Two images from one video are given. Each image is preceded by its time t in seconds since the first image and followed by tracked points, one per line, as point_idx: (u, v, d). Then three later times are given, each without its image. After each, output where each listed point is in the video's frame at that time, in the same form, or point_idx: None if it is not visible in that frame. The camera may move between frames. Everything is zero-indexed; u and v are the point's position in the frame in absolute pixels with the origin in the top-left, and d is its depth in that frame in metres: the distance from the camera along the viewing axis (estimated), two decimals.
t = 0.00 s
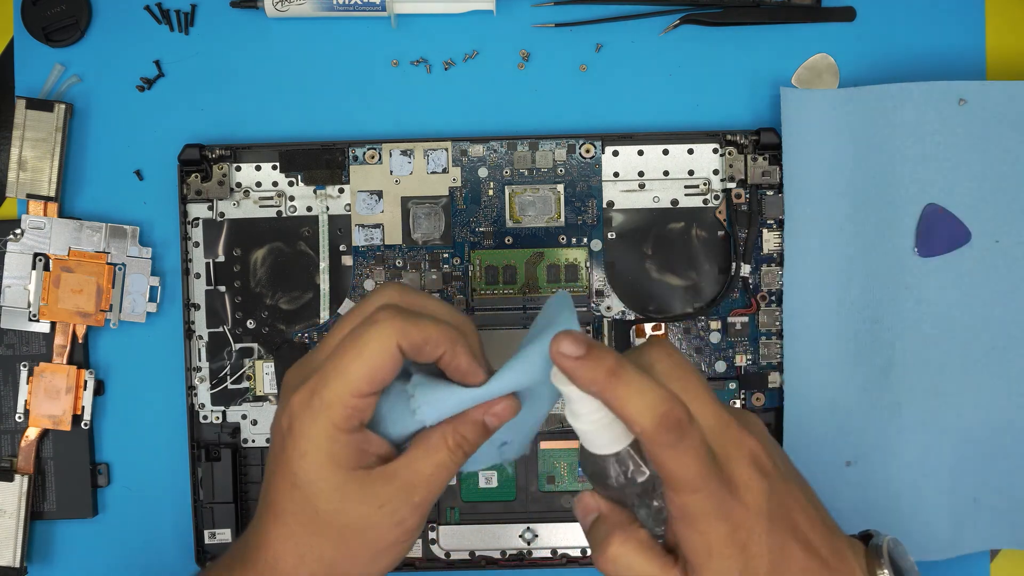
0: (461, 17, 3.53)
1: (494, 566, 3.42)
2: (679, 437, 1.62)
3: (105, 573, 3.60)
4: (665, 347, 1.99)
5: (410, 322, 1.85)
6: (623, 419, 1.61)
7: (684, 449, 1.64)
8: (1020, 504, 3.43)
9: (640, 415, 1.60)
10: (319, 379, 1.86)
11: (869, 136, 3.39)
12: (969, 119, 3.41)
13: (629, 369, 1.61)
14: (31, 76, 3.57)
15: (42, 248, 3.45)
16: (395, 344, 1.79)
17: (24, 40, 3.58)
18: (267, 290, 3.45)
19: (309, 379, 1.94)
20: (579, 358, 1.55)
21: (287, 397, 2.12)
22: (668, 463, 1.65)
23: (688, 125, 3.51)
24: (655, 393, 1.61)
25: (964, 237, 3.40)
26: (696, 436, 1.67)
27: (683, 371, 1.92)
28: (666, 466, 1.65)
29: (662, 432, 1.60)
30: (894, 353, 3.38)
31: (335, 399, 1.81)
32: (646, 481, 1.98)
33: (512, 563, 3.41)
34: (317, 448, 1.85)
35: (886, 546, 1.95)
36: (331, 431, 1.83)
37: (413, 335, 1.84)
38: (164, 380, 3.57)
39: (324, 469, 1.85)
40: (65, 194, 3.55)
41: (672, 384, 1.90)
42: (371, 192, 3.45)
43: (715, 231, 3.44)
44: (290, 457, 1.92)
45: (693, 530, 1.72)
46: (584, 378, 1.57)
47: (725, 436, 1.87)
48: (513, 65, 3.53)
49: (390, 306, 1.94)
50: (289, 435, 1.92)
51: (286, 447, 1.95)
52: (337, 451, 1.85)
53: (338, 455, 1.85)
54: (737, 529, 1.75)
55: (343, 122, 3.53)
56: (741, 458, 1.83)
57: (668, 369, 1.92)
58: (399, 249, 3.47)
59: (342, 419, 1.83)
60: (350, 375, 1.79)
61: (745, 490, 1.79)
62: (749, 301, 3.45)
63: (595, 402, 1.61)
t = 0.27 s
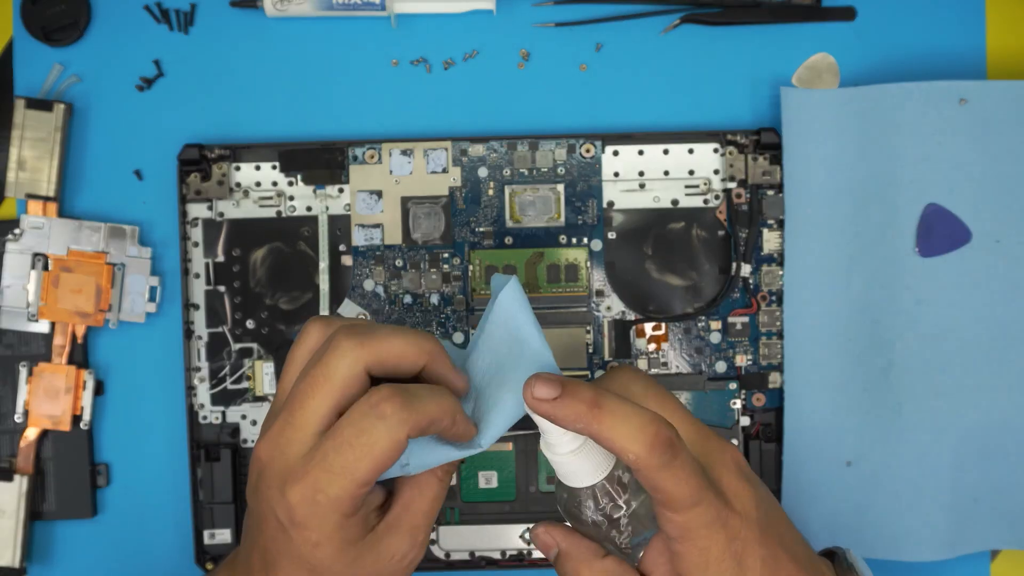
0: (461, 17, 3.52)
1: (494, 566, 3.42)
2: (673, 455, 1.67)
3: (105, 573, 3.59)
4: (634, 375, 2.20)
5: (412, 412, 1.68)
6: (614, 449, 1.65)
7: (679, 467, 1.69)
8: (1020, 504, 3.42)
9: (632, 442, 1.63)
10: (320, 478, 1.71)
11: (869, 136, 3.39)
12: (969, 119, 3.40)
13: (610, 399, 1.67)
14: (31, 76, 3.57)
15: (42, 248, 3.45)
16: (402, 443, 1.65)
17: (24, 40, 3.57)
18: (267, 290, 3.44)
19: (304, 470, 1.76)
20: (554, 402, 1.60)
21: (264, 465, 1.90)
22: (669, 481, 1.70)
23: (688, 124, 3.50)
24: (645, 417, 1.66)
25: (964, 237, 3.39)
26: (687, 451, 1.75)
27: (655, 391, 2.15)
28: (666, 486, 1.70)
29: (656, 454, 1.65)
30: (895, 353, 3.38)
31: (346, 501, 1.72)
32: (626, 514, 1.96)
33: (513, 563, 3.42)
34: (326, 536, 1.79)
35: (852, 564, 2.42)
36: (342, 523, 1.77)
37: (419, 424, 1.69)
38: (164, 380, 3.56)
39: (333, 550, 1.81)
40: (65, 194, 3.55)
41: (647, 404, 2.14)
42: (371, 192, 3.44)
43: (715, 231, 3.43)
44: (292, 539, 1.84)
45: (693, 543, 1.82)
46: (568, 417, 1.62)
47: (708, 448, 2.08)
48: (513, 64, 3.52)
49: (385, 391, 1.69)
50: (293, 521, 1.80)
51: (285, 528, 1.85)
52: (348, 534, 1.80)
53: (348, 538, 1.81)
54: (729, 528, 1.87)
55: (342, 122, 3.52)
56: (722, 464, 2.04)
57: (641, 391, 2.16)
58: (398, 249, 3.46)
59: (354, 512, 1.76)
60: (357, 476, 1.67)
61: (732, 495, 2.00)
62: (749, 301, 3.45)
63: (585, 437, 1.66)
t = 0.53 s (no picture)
0: (461, 17, 3.53)
1: (494, 566, 3.42)
2: (671, 438, 1.89)
3: (105, 573, 3.60)
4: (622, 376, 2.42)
5: (382, 412, 1.92)
6: (616, 435, 1.86)
7: (678, 452, 1.89)
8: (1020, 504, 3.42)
9: (630, 428, 1.85)
10: (309, 481, 1.97)
11: (868, 136, 3.39)
12: (969, 119, 3.40)
13: (607, 389, 1.91)
14: (31, 76, 3.57)
15: (42, 248, 3.45)
16: (375, 441, 1.89)
17: (24, 40, 3.58)
18: (267, 290, 3.44)
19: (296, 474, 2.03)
20: (551, 394, 1.83)
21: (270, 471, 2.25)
22: (671, 466, 1.89)
23: (688, 124, 3.50)
24: (641, 405, 1.88)
25: (964, 237, 3.39)
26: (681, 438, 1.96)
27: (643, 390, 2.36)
28: (668, 472, 1.88)
29: (656, 438, 1.85)
30: (895, 353, 3.37)
31: (331, 505, 1.96)
32: (615, 514, 2.19)
33: (513, 563, 3.42)
34: (317, 541, 2.03)
35: (836, 562, 2.73)
36: (331, 528, 2.02)
37: (389, 423, 1.93)
38: (164, 380, 3.56)
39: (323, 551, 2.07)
40: (65, 194, 3.55)
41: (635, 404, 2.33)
42: (371, 192, 3.44)
43: (715, 231, 3.43)
44: (286, 540, 2.11)
45: (692, 533, 1.96)
46: (569, 406, 1.85)
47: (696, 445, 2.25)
48: (513, 64, 3.52)
49: (352, 393, 1.96)
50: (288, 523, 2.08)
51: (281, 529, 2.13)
52: (336, 540, 2.05)
53: (337, 543, 2.06)
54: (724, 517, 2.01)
55: (342, 122, 3.52)
56: (712, 461, 2.21)
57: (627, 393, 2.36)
58: (398, 249, 3.46)
59: (341, 517, 2.00)
60: (340, 478, 1.92)
61: (727, 489, 2.13)
62: (749, 301, 3.44)
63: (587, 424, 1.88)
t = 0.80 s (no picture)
0: (462, 17, 3.52)
1: (494, 566, 3.42)
2: (618, 481, 1.82)
3: (105, 573, 3.59)
4: (622, 384, 2.22)
5: (363, 331, 2.26)
6: (561, 465, 1.84)
7: (623, 491, 1.84)
8: (1020, 505, 3.42)
9: (577, 462, 1.81)
10: (287, 405, 2.21)
11: (868, 136, 3.39)
12: (968, 119, 3.40)
13: (562, 417, 1.85)
14: (30, 76, 3.56)
15: (42, 248, 3.45)
16: (351, 352, 2.20)
17: (24, 40, 3.57)
18: (267, 290, 3.44)
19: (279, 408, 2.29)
20: (510, 416, 1.83)
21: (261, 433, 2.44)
22: (615, 504, 1.85)
23: (688, 124, 3.50)
24: (592, 441, 1.81)
25: (964, 237, 3.39)
26: (636, 478, 1.87)
27: (637, 406, 2.14)
28: (612, 507, 1.86)
29: (598, 479, 1.80)
30: (894, 354, 3.37)
31: (303, 418, 2.16)
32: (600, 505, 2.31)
33: (513, 563, 3.41)
34: (281, 471, 2.11)
35: None
36: (296, 452, 2.13)
37: (368, 343, 2.24)
38: (164, 380, 3.56)
39: (284, 495, 2.09)
40: (65, 194, 3.55)
41: (625, 420, 2.12)
42: (371, 192, 3.44)
43: (715, 231, 3.44)
44: (255, 485, 2.18)
45: (639, 563, 1.96)
46: (520, 427, 1.84)
47: (673, 477, 2.06)
48: (513, 64, 3.52)
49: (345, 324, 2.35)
50: (261, 461, 2.19)
51: (253, 478, 2.22)
52: (298, 474, 2.11)
53: (298, 480, 2.10)
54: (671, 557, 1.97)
55: (342, 122, 3.52)
56: (687, 498, 2.04)
57: (622, 405, 2.15)
58: (398, 249, 3.46)
59: (306, 439, 2.14)
60: (312, 391, 2.17)
61: (690, 530, 2.02)
62: (749, 301, 3.44)
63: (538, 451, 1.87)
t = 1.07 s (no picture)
0: (462, 17, 3.52)
1: (494, 567, 3.42)
2: (628, 481, 1.82)
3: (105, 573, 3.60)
4: (621, 386, 2.18)
5: (374, 345, 2.27)
6: (570, 464, 1.84)
7: (630, 492, 1.85)
8: (1020, 504, 3.42)
9: (584, 460, 1.82)
10: (292, 411, 2.20)
11: (868, 136, 3.39)
12: (968, 119, 3.40)
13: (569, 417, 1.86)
14: (31, 76, 3.57)
15: (42, 248, 3.45)
16: (361, 364, 2.19)
17: (24, 40, 3.58)
18: (267, 290, 3.44)
19: (284, 414, 2.28)
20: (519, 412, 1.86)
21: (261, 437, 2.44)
22: (621, 504, 1.85)
23: (688, 124, 3.50)
24: (601, 440, 1.82)
25: (964, 237, 3.39)
26: (643, 479, 1.88)
27: (637, 409, 2.11)
28: (618, 507, 1.86)
29: (608, 479, 1.80)
30: (894, 353, 3.37)
31: (306, 425, 2.15)
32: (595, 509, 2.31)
33: (513, 563, 3.41)
34: (284, 477, 2.11)
35: None
36: (299, 459, 2.13)
37: (379, 359, 2.24)
38: (164, 380, 3.56)
39: (287, 500, 2.09)
40: (65, 194, 3.55)
41: (625, 422, 2.08)
42: (371, 192, 3.44)
43: (715, 231, 3.44)
44: (258, 491, 2.18)
45: (637, 563, 1.98)
46: (529, 428, 1.88)
47: (674, 479, 2.05)
48: (513, 64, 3.52)
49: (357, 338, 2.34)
50: (263, 467, 2.18)
51: (256, 483, 2.22)
52: (300, 480, 2.10)
53: (300, 485, 2.10)
54: (670, 557, 1.97)
55: (342, 122, 3.53)
56: (688, 501, 2.03)
57: (622, 407, 2.11)
58: (398, 249, 3.46)
59: (310, 446, 2.14)
60: (319, 401, 2.16)
61: (689, 532, 2.02)
62: (749, 301, 3.44)
63: (545, 450, 1.87)
